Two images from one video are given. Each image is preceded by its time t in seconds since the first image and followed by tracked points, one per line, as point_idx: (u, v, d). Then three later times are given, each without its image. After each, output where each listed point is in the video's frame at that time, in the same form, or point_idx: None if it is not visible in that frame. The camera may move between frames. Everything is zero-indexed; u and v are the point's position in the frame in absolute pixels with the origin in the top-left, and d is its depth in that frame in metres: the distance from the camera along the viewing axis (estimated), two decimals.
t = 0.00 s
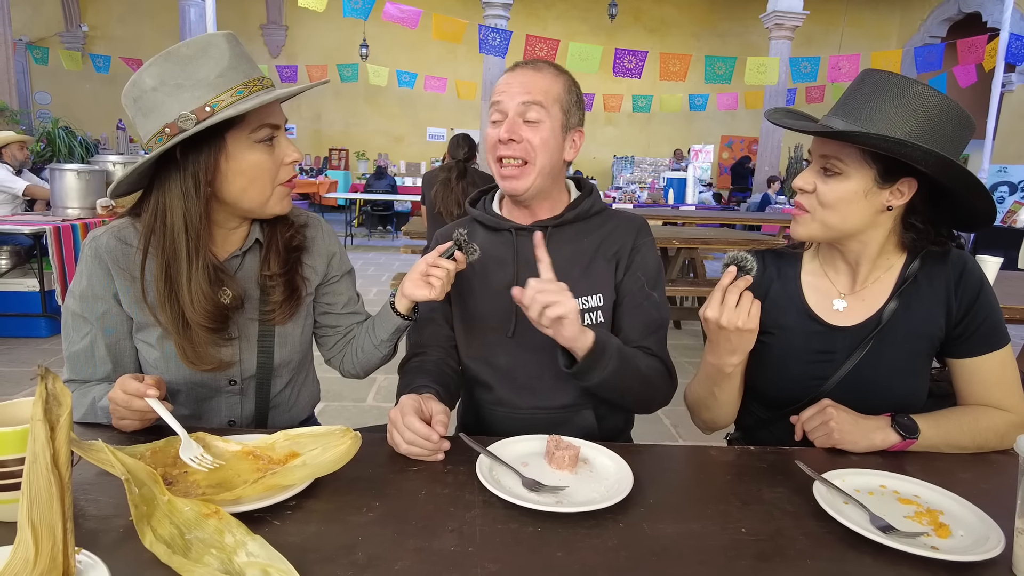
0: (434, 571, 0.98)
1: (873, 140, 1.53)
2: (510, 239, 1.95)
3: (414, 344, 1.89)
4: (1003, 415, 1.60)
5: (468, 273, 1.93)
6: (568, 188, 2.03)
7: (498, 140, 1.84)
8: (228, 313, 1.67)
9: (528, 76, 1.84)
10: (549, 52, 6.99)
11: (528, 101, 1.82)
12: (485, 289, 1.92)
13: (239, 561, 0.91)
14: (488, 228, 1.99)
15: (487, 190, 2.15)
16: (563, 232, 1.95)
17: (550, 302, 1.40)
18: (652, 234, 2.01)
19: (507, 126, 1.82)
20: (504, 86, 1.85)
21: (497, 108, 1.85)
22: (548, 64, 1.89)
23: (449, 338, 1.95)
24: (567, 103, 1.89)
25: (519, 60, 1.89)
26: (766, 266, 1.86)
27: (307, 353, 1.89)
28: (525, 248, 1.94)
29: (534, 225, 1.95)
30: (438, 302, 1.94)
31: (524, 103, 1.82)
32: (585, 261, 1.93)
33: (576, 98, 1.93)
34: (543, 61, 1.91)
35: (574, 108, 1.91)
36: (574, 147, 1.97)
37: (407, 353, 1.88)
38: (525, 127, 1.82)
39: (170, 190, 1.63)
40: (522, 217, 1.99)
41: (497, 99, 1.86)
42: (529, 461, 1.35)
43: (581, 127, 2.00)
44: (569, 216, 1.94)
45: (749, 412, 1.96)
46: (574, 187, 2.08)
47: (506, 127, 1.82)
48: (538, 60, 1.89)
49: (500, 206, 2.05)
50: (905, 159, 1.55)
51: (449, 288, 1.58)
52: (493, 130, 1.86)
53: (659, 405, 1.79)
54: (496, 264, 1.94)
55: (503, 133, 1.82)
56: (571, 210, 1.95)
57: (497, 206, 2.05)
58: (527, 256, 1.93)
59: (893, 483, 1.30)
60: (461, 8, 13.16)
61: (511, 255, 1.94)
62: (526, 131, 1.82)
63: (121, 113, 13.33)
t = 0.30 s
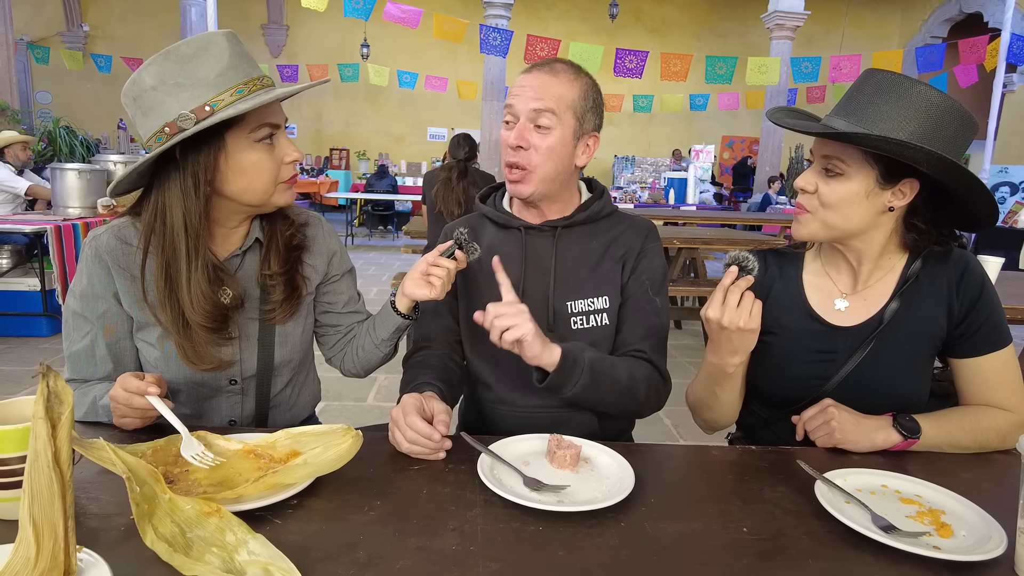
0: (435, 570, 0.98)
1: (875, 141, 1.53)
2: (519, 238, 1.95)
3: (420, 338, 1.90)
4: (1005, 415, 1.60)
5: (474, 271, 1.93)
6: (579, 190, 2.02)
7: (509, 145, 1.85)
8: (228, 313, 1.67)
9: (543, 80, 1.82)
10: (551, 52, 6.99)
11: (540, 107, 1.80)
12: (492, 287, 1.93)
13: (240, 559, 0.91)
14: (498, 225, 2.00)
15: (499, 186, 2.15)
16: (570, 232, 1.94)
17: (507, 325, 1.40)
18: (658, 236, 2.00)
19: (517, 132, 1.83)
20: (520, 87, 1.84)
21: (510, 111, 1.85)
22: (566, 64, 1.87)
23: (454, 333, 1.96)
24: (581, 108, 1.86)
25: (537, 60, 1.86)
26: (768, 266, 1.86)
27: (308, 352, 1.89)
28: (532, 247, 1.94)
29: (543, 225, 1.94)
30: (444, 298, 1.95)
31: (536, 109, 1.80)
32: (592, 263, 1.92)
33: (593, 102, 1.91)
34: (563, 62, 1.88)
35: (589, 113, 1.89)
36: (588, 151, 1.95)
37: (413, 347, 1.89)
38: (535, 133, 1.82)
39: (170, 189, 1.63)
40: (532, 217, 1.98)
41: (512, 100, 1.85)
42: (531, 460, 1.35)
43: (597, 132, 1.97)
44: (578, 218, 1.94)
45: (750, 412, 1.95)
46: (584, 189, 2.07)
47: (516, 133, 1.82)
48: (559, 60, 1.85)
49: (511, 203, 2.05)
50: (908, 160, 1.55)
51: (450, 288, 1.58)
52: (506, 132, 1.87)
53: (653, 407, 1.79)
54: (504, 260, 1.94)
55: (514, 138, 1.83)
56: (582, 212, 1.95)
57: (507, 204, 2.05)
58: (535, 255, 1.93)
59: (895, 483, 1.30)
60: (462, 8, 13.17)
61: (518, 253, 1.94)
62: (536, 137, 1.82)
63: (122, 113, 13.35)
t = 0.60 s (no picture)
0: (436, 570, 0.98)
1: (878, 143, 1.52)
2: (527, 238, 1.95)
3: (425, 335, 1.90)
4: (1007, 415, 1.60)
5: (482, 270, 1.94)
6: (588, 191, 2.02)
7: (519, 151, 1.85)
8: (228, 313, 1.67)
9: (554, 84, 1.81)
10: (552, 52, 6.98)
11: (551, 112, 1.80)
12: (497, 285, 1.93)
13: (241, 558, 0.90)
14: (506, 224, 1.99)
15: (508, 184, 2.15)
16: (579, 234, 1.94)
17: (483, 375, 1.44)
18: (666, 239, 1.99)
19: (528, 137, 1.83)
20: (531, 91, 1.84)
21: (520, 115, 1.85)
22: (579, 65, 1.86)
23: (458, 331, 1.95)
24: (592, 115, 1.86)
25: (549, 62, 1.85)
26: (770, 266, 1.86)
27: (308, 351, 1.89)
28: (540, 248, 1.93)
29: (552, 226, 1.94)
30: (450, 296, 1.95)
31: (547, 115, 1.80)
32: (600, 265, 1.92)
33: (606, 106, 1.90)
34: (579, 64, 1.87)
35: (600, 118, 1.88)
36: (599, 155, 1.95)
37: (418, 343, 1.89)
38: (546, 138, 1.82)
39: (170, 188, 1.62)
40: (541, 219, 1.98)
41: (523, 104, 1.85)
42: (532, 460, 1.35)
43: (608, 135, 1.96)
44: (588, 220, 1.93)
45: (752, 412, 1.95)
46: (594, 190, 2.06)
47: (526, 138, 1.82)
48: (571, 63, 1.84)
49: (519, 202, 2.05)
50: (909, 162, 1.54)
51: (451, 287, 1.58)
52: (516, 136, 1.87)
53: (653, 413, 1.80)
54: (511, 260, 1.94)
55: (524, 144, 1.83)
56: (591, 214, 1.94)
57: (516, 203, 2.04)
58: (542, 255, 1.93)
59: (896, 483, 1.30)
60: (463, 8, 13.17)
61: (525, 254, 1.94)
62: (547, 143, 1.82)
63: (123, 112, 13.36)
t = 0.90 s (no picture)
0: (436, 570, 0.98)
1: (879, 144, 1.52)
2: (530, 237, 1.95)
3: (427, 334, 1.90)
4: (1009, 414, 1.60)
5: (484, 269, 1.93)
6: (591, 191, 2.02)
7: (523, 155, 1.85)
8: (230, 311, 1.67)
9: (557, 88, 1.81)
10: (553, 52, 6.97)
11: (554, 116, 1.80)
12: (499, 284, 1.93)
13: (242, 557, 0.90)
14: (509, 223, 2.00)
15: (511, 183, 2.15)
16: (583, 234, 1.94)
17: (474, 403, 1.48)
18: (669, 240, 1.99)
19: (532, 142, 1.83)
20: (533, 96, 1.83)
21: (523, 120, 1.85)
22: (585, 65, 1.85)
23: (461, 330, 1.95)
24: (596, 118, 1.85)
25: (550, 65, 1.84)
26: (771, 266, 1.85)
27: (309, 351, 1.89)
28: (543, 248, 1.94)
29: (555, 225, 1.94)
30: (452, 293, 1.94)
31: (550, 119, 1.80)
32: (603, 265, 1.92)
33: (611, 107, 1.90)
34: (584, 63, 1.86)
35: (604, 121, 1.88)
36: (603, 157, 1.96)
37: (420, 342, 1.89)
38: (550, 143, 1.82)
39: (171, 185, 1.62)
40: (544, 219, 1.98)
41: (526, 107, 1.85)
42: (533, 459, 1.35)
43: (612, 136, 1.97)
44: (591, 220, 1.94)
45: (753, 413, 1.95)
46: (597, 190, 2.06)
47: (530, 144, 1.83)
48: (574, 64, 1.82)
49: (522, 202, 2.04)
50: (911, 163, 1.54)
51: (452, 286, 1.58)
52: (519, 141, 1.87)
53: (653, 415, 1.80)
54: (513, 260, 1.94)
55: (528, 149, 1.83)
56: (594, 213, 1.95)
57: (518, 202, 2.05)
58: (544, 255, 1.93)
59: (898, 482, 1.30)
60: (464, 8, 13.18)
61: (528, 253, 1.94)
62: (551, 148, 1.82)
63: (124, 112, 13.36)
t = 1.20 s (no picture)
0: (435, 570, 0.98)
1: (879, 145, 1.52)
2: (529, 236, 1.95)
3: (425, 335, 1.90)
4: (1007, 416, 1.60)
5: (482, 268, 1.93)
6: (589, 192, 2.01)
7: (522, 154, 1.85)
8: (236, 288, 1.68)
9: (556, 87, 1.80)
10: (553, 52, 6.96)
11: (554, 114, 1.80)
12: (498, 284, 1.93)
13: (240, 557, 0.90)
14: (507, 222, 2.00)
15: (509, 183, 2.15)
16: (582, 233, 1.94)
17: (474, 403, 1.48)
18: (668, 240, 1.99)
19: (531, 140, 1.83)
20: (533, 94, 1.83)
21: (523, 120, 1.85)
22: (582, 65, 1.85)
23: (459, 331, 1.95)
24: (594, 117, 1.85)
25: (549, 65, 1.84)
26: (770, 267, 1.85)
27: (313, 348, 1.90)
28: (541, 248, 1.93)
29: (553, 225, 1.94)
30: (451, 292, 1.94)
31: (550, 117, 1.80)
32: (602, 264, 1.92)
33: (611, 105, 1.90)
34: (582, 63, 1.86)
35: (603, 121, 1.88)
36: (601, 156, 1.95)
37: (418, 344, 1.89)
38: (549, 142, 1.82)
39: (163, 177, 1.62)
40: (543, 219, 1.98)
41: (525, 106, 1.85)
42: (532, 459, 1.35)
43: (610, 135, 1.97)
44: (588, 220, 1.94)
45: (752, 414, 1.95)
46: (594, 191, 2.06)
47: (530, 142, 1.82)
48: (574, 64, 1.82)
49: (519, 201, 2.05)
50: (910, 165, 1.54)
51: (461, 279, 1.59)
52: (518, 139, 1.87)
53: (653, 415, 1.80)
54: (511, 259, 1.94)
55: (527, 148, 1.83)
56: (592, 213, 1.95)
57: (516, 201, 2.05)
58: (543, 255, 1.93)
59: (896, 483, 1.30)
60: (464, 8, 13.19)
61: (527, 252, 1.94)
62: (551, 146, 1.82)
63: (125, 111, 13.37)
